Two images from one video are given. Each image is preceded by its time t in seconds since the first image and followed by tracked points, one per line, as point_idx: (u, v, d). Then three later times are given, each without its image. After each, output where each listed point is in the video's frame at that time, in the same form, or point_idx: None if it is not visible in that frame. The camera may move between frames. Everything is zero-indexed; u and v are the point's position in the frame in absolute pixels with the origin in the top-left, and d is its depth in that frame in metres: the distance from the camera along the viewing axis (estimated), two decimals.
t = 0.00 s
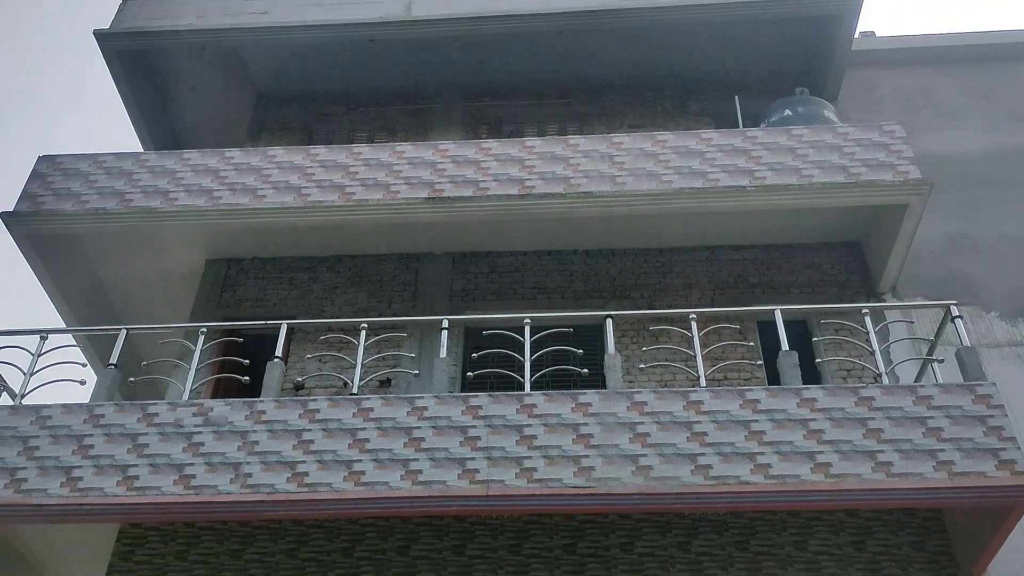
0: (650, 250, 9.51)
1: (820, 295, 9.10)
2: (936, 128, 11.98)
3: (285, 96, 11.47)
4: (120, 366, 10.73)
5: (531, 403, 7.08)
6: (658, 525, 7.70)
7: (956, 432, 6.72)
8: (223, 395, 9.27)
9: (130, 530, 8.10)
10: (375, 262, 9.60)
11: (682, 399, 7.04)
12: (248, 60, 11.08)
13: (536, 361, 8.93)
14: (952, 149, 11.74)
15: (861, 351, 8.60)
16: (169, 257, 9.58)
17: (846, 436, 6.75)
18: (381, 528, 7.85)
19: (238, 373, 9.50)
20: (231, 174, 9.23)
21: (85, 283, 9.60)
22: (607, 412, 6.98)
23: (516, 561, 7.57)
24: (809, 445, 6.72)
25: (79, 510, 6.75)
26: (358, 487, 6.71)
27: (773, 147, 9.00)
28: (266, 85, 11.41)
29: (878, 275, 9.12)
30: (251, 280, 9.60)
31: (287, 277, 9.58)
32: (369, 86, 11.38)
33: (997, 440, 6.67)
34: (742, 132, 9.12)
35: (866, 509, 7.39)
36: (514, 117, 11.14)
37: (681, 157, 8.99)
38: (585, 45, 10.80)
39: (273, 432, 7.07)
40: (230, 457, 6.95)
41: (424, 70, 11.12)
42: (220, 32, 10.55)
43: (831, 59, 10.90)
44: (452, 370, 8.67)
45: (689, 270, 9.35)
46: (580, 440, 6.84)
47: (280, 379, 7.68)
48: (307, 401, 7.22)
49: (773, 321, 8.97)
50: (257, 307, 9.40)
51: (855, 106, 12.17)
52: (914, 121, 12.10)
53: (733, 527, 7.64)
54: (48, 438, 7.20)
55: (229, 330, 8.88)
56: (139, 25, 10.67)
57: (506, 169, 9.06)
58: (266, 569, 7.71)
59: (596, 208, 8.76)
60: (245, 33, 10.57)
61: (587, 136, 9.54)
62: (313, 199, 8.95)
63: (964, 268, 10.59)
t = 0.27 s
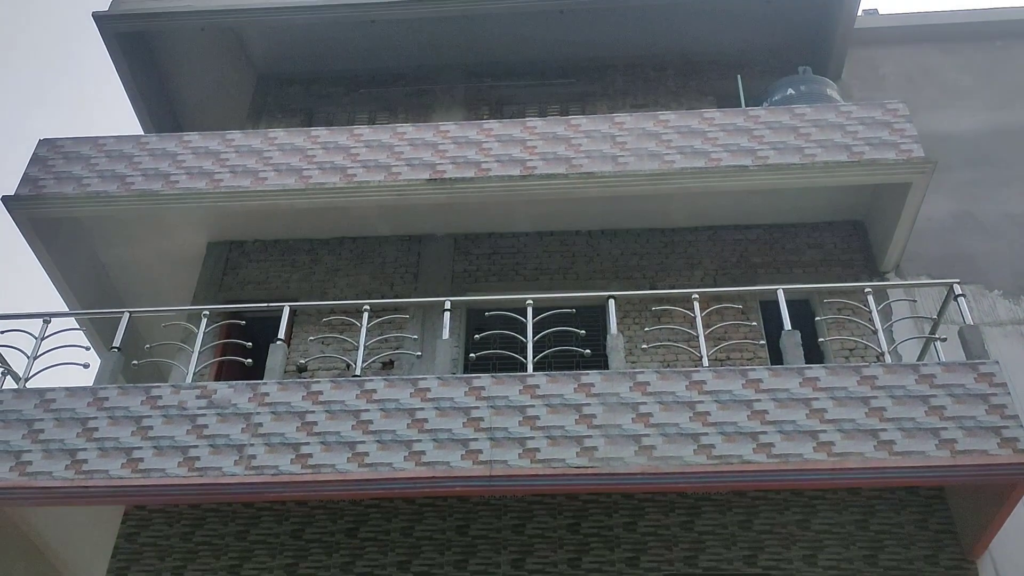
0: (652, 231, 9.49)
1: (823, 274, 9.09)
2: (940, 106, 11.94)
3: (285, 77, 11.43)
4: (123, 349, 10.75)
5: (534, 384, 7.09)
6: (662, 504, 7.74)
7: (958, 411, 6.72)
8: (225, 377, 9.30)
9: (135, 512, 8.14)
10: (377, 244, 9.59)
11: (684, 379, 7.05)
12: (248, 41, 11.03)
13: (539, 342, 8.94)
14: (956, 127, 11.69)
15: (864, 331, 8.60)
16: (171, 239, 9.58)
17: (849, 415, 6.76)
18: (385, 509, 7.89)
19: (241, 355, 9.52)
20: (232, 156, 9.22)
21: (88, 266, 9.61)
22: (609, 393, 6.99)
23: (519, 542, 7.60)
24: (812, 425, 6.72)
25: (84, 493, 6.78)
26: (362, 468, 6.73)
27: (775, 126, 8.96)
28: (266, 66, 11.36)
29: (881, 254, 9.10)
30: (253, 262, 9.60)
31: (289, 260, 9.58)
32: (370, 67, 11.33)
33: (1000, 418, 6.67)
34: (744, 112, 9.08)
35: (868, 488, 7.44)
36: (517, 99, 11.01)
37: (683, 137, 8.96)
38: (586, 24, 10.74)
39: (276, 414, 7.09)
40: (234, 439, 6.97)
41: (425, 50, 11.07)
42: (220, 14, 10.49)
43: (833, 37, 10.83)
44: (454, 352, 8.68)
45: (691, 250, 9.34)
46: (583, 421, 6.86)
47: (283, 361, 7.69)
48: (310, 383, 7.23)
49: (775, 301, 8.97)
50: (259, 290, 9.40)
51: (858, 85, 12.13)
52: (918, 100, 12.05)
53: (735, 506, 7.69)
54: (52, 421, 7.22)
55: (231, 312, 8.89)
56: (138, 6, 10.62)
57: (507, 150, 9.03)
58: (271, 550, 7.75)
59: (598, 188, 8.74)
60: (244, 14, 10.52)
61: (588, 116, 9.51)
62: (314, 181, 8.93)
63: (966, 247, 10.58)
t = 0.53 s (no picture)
0: (654, 206, 9.47)
1: (826, 248, 9.07)
2: (944, 78, 11.94)
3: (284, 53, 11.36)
4: (125, 328, 10.76)
5: (536, 360, 7.10)
6: (664, 479, 7.77)
7: (960, 383, 6.73)
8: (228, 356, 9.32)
9: (140, 489, 8.19)
10: (378, 221, 9.58)
11: (686, 353, 7.05)
12: (246, 17, 10.96)
13: (541, 318, 8.94)
14: (960, 100, 11.72)
15: (866, 305, 8.60)
16: (171, 218, 9.57)
17: (851, 388, 6.76)
18: (388, 485, 7.93)
19: (243, 333, 9.54)
20: (232, 133, 9.18)
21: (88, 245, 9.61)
22: (611, 367, 7.00)
23: (523, 516, 7.64)
24: (814, 398, 6.73)
25: (88, 470, 6.81)
26: (365, 444, 6.75)
27: (777, 99, 8.92)
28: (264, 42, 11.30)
29: (883, 228, 9.07)
30: (255, 240, 9.59)
31: (290, 237, 9.57)
32: (369, 43, 11.26)
33: (1001, 390, 6.67)
34: (746, 85, 9.03)
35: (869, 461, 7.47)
36: (517, 74, 11.01)
37: (685, 111, 8.91)
38: None
39: (279, 391, 7.11)
40: (237, 416, 7.00)
41: (424, 25, 11.00)
42: None
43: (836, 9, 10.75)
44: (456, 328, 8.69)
45: (693, 225, 9.32)
46: (585, 396, 6.87)
47: (285, 338, 7.70)
48: (313, 360, 7.25)
49: (777, 275, 8.97)
50: (261, 267, 9.39)
51: (862, 58, 12.15)
52: (922, 72, 12.06)
53: (737, 480, 7.72)
54: (56, 399, 7.25)
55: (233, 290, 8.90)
56: None
57: (508, 125, 8.99)
58: (275, 527, 7.79)
59: (600, 163, 8.71)
60: None
61: (589, 91, 9.46)
62: (314, 157, 8.90)
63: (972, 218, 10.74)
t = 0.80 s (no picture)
0: (656, 181, 9.45)
1: (828, 222, 9.05)
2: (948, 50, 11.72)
3: (282, 29, 11.29)
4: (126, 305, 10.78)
5: (538, 335, 7.10)
6: (666, 453, 7.80)
7: (962, 356, 6.73)
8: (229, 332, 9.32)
9: (144, 466, 8.22)
10: (379, 197, 9.56)
11: (688, 328, 7.05)
12: None
13: (542, 294, 8.93)
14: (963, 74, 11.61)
15: (868, 279, 8.59)
16: (173, 195, 9.56)
17: (852, 362, 6.77)
18: (392, 461, 7.96)
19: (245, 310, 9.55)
20: (231, 110, 9.14)
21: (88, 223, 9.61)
22: (613, 342, 7.00)
23: (525, 491, 7.68)
24: (816, 372, 6.74)
25: (92, 447, 6.83)
26: (368, 420, 6.77)
27: (779, 72, 8.86)
28: (263, 17, 11.22)
29: (886, 201, 9.04)
30: (256, 217, 9.58)
31: (291, 214, 9.55)
32: (368, 18, 11.18)
33: (1003, 363, 6.67)
34: (748, 58, 8.97)
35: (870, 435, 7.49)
36: (517, 48, 10.93)
37: (686, 85, 8.86)
38: None
39: (282, 368, 7.12)
40: (240, 393, 7.01)
41: None
42: None
43: None
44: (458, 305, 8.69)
45: (695, 200, 9.30)
46: (587, 371, 6.88)
47: (287, 315, 7.70)
48: (315, 337, 7.25)
49: (779, 250, 8.95)
50: (262, 245, 9.38)
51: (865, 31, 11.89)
52: (926, 42, 11.77)
53: (739, 454, 7.75)
54: (59, 377, 7.26)
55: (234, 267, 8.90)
56: None
57: (509, 100, 8.94)
58: (279, 503, 7.83)
59: (601, 138, 8.67)
60: None
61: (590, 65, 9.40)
62: (314, 134, 8.87)
63: (973, 194, 11.31)
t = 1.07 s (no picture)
0: (657, 159, 9.42)
1: (830, 200, 9.02)
2: (950, 27, 11.78)
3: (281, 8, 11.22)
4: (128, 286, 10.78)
5: (540, 315, 7.10)
6: (668, 432, 7.81)
7: (964, 333, 6.73)
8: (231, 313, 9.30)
9: (148, 446, 8.25)
10: (380, 177, 9.54)
11: (690, 307, 7.04)
12: None
13: (544, 274, 8.87)
14: (965, 49, 11.62)
15: (871, 257, 8.57)
16: (173, 174, 9.55)
17: (854, 339, 6.77)
18: (394, 440, 7.98)
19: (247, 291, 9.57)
20: (231, 90, 9.11)
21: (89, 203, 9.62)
22: (615, 321, 7.00)
23: (528, 470, 7.70)
24: (818, 350, 6.75)
25: (97, 427, 6.85)
26: (371, 400, 6.78)
27: (781, 49, 8.81)
28: None
29: (888, 179, 9.00)
30: (256, 198, 9.55)
31: (292, 194, 9.53)
32: None
33: (1005, 340, 6.67)
34: (750, 36, 8.92)
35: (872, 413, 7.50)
36: (517, 26, 10.88)
37: (688, 63, 8.81)
38: None
39: (284, 348, 7.13)
40: (243, 372, 7.03)
41: None
42: None
43: None
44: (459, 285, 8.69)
45: (697, 178, 9.27)
46: (589, 350, 6.88)
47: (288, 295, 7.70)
48: (317, 317, 7.25)
49: (780, 229, 8.95)
50: (263, 225, 9.37)
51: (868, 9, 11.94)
52: (927, 20, 11.88)
53: (741, 432, 7.77)
54: (62, 358, 7.27)
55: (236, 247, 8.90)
56: None
57: (509, 78, 8.89)
58: (283, 482, 7.86)
59: (602, 116, 8.63)
60: None
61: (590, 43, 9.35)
62: (314, 113, 8.84)
63: (974, 168, 10.79)
